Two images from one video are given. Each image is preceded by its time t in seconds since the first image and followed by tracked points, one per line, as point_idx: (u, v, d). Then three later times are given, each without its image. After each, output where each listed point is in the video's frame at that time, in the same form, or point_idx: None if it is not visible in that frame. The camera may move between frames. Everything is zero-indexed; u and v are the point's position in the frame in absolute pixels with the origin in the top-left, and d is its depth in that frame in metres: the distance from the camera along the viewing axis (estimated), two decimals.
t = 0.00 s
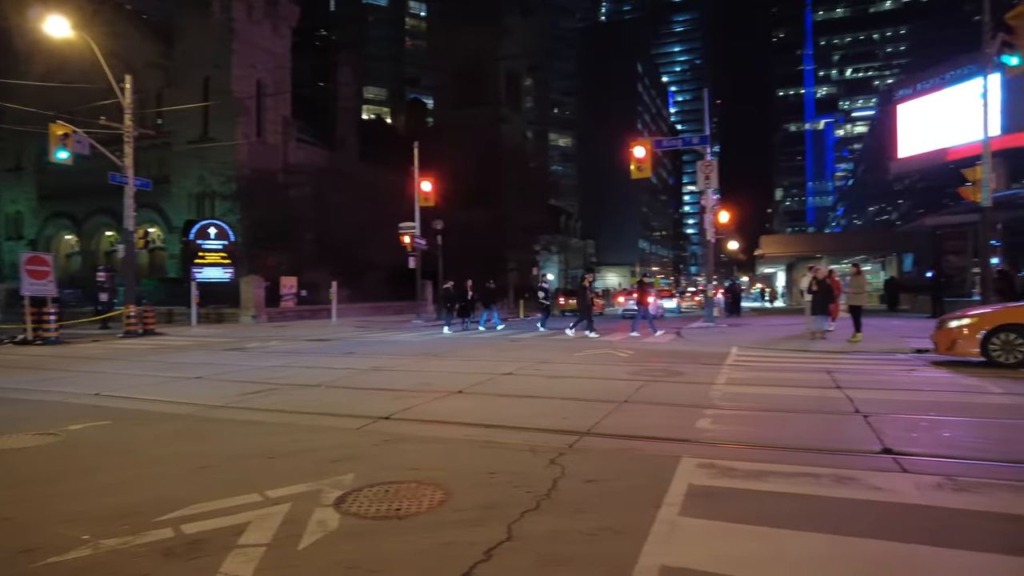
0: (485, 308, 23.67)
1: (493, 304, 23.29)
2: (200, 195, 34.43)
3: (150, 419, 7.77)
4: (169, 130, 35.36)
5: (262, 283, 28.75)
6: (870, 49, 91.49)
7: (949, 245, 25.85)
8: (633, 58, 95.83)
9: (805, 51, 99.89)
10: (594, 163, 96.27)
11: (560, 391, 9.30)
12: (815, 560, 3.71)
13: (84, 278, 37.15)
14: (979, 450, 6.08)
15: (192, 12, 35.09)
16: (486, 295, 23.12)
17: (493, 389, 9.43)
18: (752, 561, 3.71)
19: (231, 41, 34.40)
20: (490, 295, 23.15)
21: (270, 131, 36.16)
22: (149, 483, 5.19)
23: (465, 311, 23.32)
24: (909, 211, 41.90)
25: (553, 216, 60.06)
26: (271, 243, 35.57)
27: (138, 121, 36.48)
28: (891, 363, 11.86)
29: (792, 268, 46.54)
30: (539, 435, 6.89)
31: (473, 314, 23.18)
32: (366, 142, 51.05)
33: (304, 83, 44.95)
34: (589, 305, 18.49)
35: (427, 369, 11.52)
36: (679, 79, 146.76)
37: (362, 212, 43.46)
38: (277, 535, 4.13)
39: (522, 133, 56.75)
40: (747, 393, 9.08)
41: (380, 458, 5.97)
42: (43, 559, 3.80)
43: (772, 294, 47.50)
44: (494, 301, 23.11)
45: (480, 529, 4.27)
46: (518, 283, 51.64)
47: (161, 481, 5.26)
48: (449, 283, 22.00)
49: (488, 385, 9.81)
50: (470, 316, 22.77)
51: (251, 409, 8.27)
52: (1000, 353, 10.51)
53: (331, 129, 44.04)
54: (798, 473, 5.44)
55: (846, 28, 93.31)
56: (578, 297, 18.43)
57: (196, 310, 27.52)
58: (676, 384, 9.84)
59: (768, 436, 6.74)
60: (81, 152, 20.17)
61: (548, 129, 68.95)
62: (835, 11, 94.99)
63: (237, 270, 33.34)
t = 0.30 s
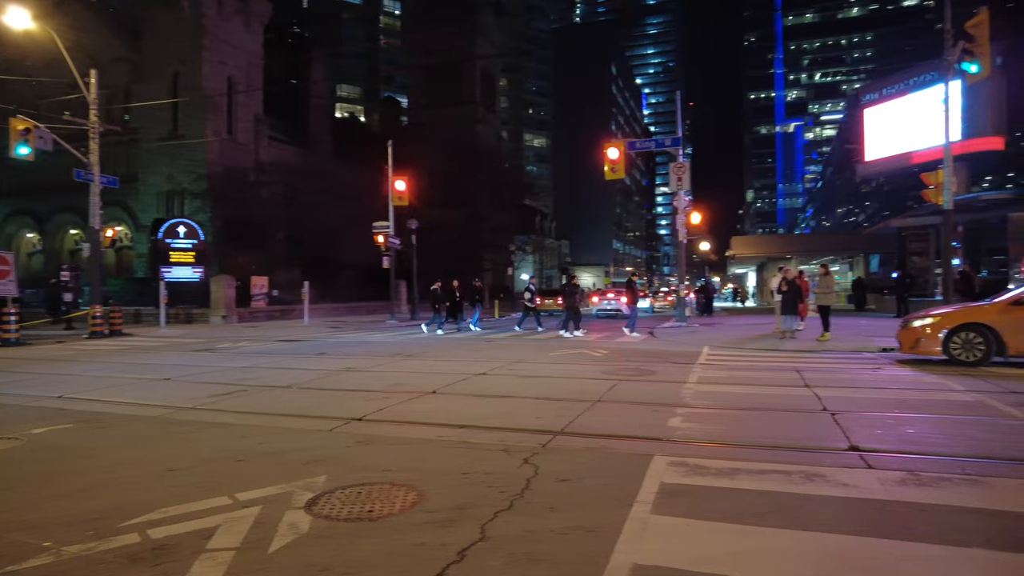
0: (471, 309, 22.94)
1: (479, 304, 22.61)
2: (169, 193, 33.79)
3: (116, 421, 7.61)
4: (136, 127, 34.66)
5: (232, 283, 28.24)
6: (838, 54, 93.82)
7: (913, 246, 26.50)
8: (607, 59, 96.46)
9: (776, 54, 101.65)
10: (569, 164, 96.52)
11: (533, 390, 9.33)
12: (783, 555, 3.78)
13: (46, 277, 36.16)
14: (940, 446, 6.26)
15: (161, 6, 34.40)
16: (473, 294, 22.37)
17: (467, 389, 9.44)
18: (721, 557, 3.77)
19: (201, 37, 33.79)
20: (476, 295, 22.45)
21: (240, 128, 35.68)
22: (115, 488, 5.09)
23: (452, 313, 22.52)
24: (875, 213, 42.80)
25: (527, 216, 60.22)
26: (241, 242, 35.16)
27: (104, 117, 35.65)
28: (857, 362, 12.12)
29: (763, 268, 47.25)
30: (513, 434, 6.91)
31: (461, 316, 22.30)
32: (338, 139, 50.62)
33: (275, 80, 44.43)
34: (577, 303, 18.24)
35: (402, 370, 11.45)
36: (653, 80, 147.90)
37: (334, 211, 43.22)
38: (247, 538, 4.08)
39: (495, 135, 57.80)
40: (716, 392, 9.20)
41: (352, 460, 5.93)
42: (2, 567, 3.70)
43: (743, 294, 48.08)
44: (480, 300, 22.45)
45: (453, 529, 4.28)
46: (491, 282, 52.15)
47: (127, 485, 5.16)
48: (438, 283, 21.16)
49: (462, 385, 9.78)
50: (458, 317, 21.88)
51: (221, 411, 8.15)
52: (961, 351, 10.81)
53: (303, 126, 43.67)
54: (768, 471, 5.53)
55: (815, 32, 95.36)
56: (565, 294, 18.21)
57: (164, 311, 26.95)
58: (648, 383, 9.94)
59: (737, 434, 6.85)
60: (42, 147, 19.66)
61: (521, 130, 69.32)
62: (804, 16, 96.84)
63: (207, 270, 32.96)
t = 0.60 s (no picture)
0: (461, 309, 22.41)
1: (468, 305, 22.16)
2: (140, 191, 33.18)
3: (85, 424, 7.45)
4: (107, 123, 33.98)
5: (205, 283, 27.79)
6: (811, 58, 95.19)
7: (883, 247, 26.91)
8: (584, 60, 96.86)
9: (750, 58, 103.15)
10: (548, 164, 96.64)
11: (509, 391, 9.35)
12: (749, 551, 3.84)
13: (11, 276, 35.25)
14: (909, 443, 6.40)
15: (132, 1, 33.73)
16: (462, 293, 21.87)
17: (444, 390, 9.43)
18: (696, 555, 3.81)
19: (173, 32, 33.16)
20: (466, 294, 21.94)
21: (214, 126, 35.13)
22: (83, 492, 4.99)
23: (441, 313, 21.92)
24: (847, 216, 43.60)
25: (505, 216, 60.24)
26: (215, 242, 34.67)
27: (72, 113, 34.87)
28: (829, 361, 12.36)
29: (737, 269, 47.83)
30: (490, 435, 6.91)
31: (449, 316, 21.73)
32: (314, 137, 50.15)
33: (249, 76, 43.84)
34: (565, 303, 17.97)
35: (379, 371, 11.40)
36: (630, 82, 148.90)
37: (309, 210, 42.87)
38: (219, 543, 4.03)
39: (473, 135, 57.58)
40: (691, 391, 9.31)
41: (327, 462, 5.88)
42: None
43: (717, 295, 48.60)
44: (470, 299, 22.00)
45: (429, 530, 4.27)
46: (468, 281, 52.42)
47: (96, 489, 5.06)
48: (428, 282, 20.64)
49: (439, 386, 9.76)
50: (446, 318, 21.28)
51: (194, 413, 8.03)
52: (928, 350, 11.08)
53: (278, 125, 43.21)
54: (741, 469, 5.60)
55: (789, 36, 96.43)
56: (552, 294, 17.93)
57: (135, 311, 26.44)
58: (625, 382, 10.02)
59: (711, 433, 6.93)
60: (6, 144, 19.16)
61: (499, 130, 69.40)
62: (778, 20, 98.05)
63: (179, 270, 32.51)
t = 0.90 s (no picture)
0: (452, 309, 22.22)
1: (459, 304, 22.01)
2: (114, 189, 32.60)
3: (55, 427, 7.30)
4: (79, 120, 33.34)
5: (181, 283, 27.36)
6: (788, 62, 97.26)
7: (856, 248, 26.21)
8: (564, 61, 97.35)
9: (728, 60, 104.50)
10: (528, 164, 96.94)
11: (489, 391, 9.34)
12: (725, 549, 3.87)
13: None
14: (881, 440, 6.52)
15: None
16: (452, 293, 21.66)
17: (424, 390, 9.40)
18: (673, 553, 3.85)
19: (147, 27, 32.59)
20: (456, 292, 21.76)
21: (190, 124, 34.64)
22: (53, 497, 4.88)
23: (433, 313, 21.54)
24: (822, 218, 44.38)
25: (485, 217, 60.30)
26: (192, 241, 34.22)
27: (43, 109, 34.16)
28: (804, 360, 12.54)
29: (714, 269, 48.32)
30: (470, 435, 6.91)
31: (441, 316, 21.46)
32: (291, 135, 49.69)
33: (226, 74, 43.33)
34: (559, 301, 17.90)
35: (358, 372, 11.33)
36: (609, 84, 150.10)
37: (287, 209, 42.52)
38: (194, 546, 3.97)
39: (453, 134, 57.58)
40: (670, 391, 9.38)
41: (304, 464, 5.82)
42: None
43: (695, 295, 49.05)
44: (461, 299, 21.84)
45: (409, 530, 4.26)
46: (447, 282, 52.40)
47: (67, 494, 4.97)
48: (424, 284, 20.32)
49: (419, 387, 9.73)
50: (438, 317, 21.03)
51: (168, 416, 7.91)
52: (900, 349, 11.30)
53: (256, 123, 42.75)
54: (718, 467, 5.66)
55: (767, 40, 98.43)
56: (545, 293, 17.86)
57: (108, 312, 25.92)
58: (604, 382, 10.07)
59: (689, 432, 6.99)
60: None
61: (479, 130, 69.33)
62: (755, 23, 99.86)
63: (154, 269, 32.08)
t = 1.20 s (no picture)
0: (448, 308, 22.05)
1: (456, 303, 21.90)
2: (91, 187, 32.06)
3: (29, 430, 7.16)
4: (54, 116, 32.75)
5: (159, 283, 26.99)
6: (768, 64, 97.55)
7: (836, 248, 26.98)
8: (547, 61, 97.69)
9: (709, 62, 105.39)
10: (511, 164, 97.04)
11: (471, 391, 9.35)
12: (707, 548, 3.90)
13: None
14: (860, 438, 6.60)
15: None
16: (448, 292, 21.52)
17: (406, 391, 9.39)
18: (654, 552, 3.88)
19: (125, 23, 32.07)
20: (451, 292, 21.67)
21: (170, 122, 34.21)
22: (26, 502, 4.79)
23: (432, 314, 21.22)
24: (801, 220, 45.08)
25: (468, 217, 60.33)
26: (173, 241, 33.78)
27: (16, 105, 33.48)
28: (784, 359, 12.69)
29: (696, 268, 48.59)
30: (452, 435, 6.91)
31: (439, 316, 21.24)
32: (272, 133, 49.32)
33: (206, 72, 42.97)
34: (556, 302, 18.29)
35: (339, 372, 11.26)
36: (592, 84, 151.02)
37: (268, 208, 42.21)
38: (173, 550, 3.93)
39: (435, 133, 57.53)
40: (652, 390, 9.44)
41: (283, 465, 5.79)
42: None
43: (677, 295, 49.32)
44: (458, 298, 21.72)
45: (391, 532, 4.24)
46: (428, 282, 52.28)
47: (43, 497, 4.89)
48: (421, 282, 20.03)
49: (401, 387, 9.70)
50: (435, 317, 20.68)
51: (145, 417, 7.80)
52: (878, 349, 11.47)
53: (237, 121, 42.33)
54: (699, 466, 5.71)
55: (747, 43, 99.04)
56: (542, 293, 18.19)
57: (85, 312, 25.45)
58: (587, 382, 10.09)
59: (671, 431, 7.04)
60: None
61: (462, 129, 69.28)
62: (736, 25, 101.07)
63: (133, 269, 31.66)
